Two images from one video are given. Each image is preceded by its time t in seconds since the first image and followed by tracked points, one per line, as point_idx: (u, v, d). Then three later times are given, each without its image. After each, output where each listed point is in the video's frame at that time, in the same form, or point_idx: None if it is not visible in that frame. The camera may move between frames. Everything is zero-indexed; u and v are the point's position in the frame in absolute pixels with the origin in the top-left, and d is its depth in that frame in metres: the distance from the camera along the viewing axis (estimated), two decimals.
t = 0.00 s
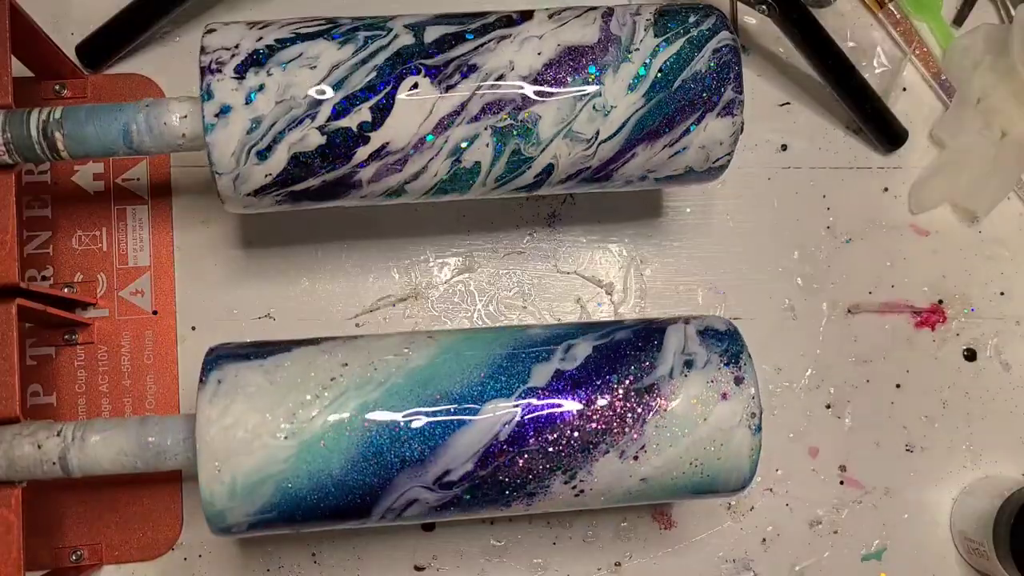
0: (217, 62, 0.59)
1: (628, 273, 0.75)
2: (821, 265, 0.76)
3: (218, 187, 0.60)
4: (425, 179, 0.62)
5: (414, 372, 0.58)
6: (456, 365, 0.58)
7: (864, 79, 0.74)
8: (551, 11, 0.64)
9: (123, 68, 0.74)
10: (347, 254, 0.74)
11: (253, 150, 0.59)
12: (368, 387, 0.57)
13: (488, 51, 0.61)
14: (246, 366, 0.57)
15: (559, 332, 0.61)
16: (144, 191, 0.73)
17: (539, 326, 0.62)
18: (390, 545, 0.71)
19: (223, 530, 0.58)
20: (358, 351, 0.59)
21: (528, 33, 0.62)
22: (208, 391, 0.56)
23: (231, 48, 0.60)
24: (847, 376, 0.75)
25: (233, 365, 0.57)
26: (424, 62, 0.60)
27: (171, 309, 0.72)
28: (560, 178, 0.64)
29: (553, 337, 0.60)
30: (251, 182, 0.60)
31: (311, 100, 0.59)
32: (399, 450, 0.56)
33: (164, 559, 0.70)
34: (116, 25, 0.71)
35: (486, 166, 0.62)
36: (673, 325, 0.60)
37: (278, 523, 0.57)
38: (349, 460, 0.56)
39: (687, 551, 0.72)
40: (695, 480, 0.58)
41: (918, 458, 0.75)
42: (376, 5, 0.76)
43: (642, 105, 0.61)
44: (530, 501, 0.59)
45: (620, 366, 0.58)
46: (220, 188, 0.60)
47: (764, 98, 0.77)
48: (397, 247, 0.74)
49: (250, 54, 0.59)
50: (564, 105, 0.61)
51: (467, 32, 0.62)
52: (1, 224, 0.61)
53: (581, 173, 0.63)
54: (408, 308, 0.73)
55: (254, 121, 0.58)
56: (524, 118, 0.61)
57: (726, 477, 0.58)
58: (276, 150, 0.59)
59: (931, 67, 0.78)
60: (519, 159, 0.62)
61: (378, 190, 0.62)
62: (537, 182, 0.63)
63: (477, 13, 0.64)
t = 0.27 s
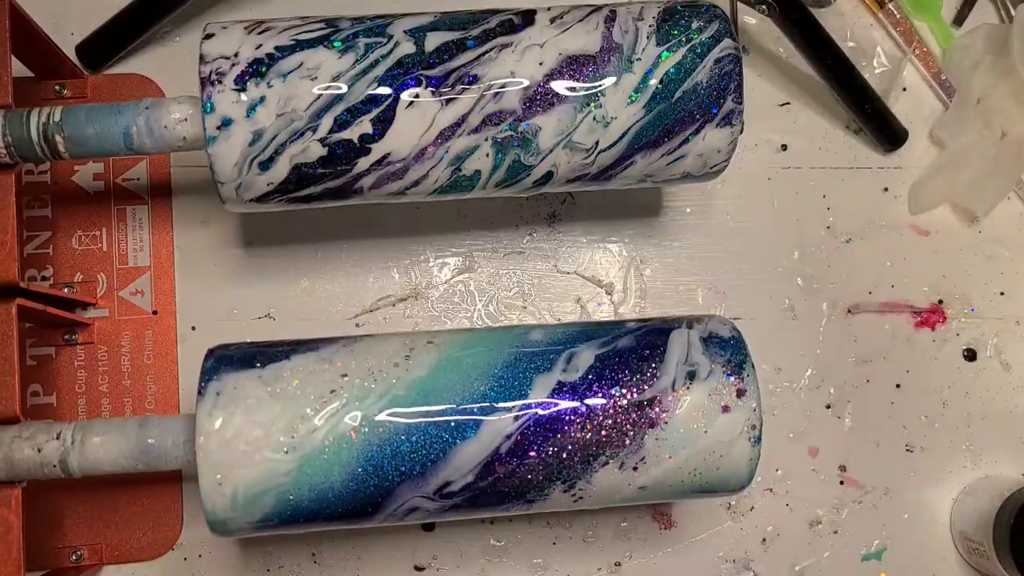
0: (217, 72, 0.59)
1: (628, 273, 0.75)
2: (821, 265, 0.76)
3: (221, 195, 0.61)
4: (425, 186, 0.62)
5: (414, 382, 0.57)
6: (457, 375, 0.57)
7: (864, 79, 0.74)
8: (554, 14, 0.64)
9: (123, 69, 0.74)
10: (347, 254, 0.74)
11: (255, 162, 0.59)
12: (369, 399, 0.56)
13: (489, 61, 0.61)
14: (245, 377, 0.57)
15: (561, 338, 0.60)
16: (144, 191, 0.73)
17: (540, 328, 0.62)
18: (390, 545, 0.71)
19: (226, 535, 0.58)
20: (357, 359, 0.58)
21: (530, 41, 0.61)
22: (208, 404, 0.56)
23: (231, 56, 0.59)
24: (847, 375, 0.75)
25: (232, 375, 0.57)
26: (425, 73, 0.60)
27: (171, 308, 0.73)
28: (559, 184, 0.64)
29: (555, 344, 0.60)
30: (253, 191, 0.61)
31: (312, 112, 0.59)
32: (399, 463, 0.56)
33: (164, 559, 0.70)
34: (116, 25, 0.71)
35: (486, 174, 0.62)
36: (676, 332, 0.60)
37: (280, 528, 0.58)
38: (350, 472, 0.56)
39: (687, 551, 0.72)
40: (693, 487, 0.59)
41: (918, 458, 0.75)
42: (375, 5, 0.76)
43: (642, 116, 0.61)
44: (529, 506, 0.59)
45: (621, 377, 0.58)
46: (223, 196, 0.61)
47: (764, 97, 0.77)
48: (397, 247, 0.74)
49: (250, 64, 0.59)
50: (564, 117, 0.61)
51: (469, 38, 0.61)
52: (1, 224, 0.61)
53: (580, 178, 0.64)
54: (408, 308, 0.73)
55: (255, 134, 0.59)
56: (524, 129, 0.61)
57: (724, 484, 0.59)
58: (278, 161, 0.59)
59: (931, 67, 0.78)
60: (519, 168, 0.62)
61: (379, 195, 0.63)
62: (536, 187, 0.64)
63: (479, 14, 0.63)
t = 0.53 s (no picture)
0: (217, 84, 0.58)
1: (628, 273, 0.75)
2: (821, 265, 0.76)
3: (224, 200, 0.62)
4: (425, 189, 0.63)
5: (415, 395, 0.57)
6: (458, 386, 0.57)
7: (865, 79, 0.74)
8: (556, 17, 0.63)
9: (123, 68, 0.74)
10: (347, 255, 0.74)
11: (257, 172, 0.59)
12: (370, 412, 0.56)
13: (490, 72, 0.60)
14: (244, 389, 0.56)
15: (564, 345, 0.59)
16: (144, 191, 0.73)
17: (542, 331, 0.61)
18: (389, 545, 0.71)
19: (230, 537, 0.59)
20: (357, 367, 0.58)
21: (532, 50, 0.61)
22: (207, 418, 0.55)
23: (231, 67, 0.59)
24: (847, 375, 0.75)
25: (231, 388, 0.56)
26: (426, 85, 0.60)
27: (171, 308, 0.72)
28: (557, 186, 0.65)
29: (558, 352, 0.59)
30: (256, 198, 0.61)
31: (313, 125, 0.59)
32: (400, 475, 0.56)
33: (164, 559, 0.70)
34: (116, 25, 0.71)
35: (486, 181, 0.63)
36: (679, 338, 0.59)
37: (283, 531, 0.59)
38: (350, 483, 0.56)
39: (687, 551, 0.72)
40: (689, 491, 0.60)
41: (918, 458, 0.75)
42: (376, 5, 0.76)
43: (642, 127, 0.61)
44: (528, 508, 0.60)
45: (622, 390, 0.57)
46: (226, 201, 0.62)
47: (764, 98, 0.78)
48: (398, 247, 0.74)
49: (249, 75, 0.59)
50: (564, 128, 0.61)
51: (470, 47, 0.61)
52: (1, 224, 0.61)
53: (578, 181, 0.65)
54: (408, 308, 0.73)
55: (257, 146, 0.59)
56: (524, 140, 0.61)
57: (720, 488, 0.60)
58: (279, 171, 0.60)
59: (931, 67, 0.78)
60: (518, 175, 0.62)
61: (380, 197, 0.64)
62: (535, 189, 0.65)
63: (480, 17, 0.62)
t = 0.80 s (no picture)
0: (218, 96, 0.58)
1: (628, 273, 0.75)
2: (821, 265, 0.76)
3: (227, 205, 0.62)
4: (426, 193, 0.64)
5: (416, 408, 0.56)
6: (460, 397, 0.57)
7: (864, 79, 0.74)
8: (558, 23, 0.62)
9: (123, 68, 0.74)
10: (348, 255, 0.74)
11: (259, 182, 0.60)
12: (372, 426, 0.56)
13: (491, 85, 0.60)
14: (244, 403, 0.56)
15: (565, 353, 0.59)
16: (144, 191, 0.73)
17: (544, 336, 0.60)
18: (389, 545, 0.71)
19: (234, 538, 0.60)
20: (358, 376, 0.57)
21: (533, 60, 0.60)
22: (207, 432, 0.55)
23: (231, 78, 0.58)
24: (847, 375, 0.75)
25: (230, 401, 0.56)
26: (427, 98, 0.60)
27: (171, 308, 0.72)
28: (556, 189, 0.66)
29: (560, 361, 0.58)
30: (258, 203, 0.62)
31: (315, 137, 0.59)
32: (400, 486, 0.57)
33: (164, 559, 0.70)
34: (116, 25, 0.71)
35: (486, 187, 0.63)
36: (682, 347, 0.59)
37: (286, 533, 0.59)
38: (352, 493, 0.56)
39: (687, 550, 0.72)
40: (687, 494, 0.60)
41: (918, 458, 0.75)
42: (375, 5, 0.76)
43: (642, 137, 0.62)
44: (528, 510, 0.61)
45: (624, 402, 0.57)
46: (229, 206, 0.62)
47: (764, 97, 0.77)
48: (398, 247, 0.74)
49: (250, 87, 0.58)
50: (564, 138, 0.61)
51: (471, 56, 0.60)
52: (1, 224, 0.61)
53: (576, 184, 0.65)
54: (408, 308, 0.73)
55: (259, 158, 0.59)
56: (524, 151, 0.61)
57: (717, 492, 0.60)
58: (281, 181, 0.60)
59: (931, 67, 0.78)
60: (518, 182, 0.63)
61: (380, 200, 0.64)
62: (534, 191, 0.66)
63: (481, 22, 0.62)
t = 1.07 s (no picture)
0: (219, 109, 0.58)
1: (628, 273, 0.75)
2: (820, 265, 0.76)
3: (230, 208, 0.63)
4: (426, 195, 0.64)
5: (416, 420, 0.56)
6: (461, 408, 0.56)
7: (864, 79, 0.74)
8: (560, 30, 0.61)
9: (123, 68, 0.74)
10: (348, 255, 0.74)
11: (261, 190, 0.61)
12: (373, 439, 0.56)
13: (492, 97, 0.60)
14: (244, 417, 0.55)
15: (566, 363, 0.58)
16: (144, 191, 0.73)
17: (546, 343, 0.59)
18: (389, 545, 0.71)
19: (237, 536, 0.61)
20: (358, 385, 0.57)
21: (534, 71, 0.60)
22: (208, 447, 0.55)
23: (231, 90, 0.58)
24: (847, 375, 0.75)
25: (229, 414, 0.55)
26: (428, 109, 0.60)
27: (171, 308, 0.72)
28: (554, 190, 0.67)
29: (562, 371, 0.58)
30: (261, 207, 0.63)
31: (317, 149, 0.59)
32: (402, 495, 0.57)
33: (164, 560, 0.70)
34: (116, 25, 0.71)
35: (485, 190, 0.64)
36: (686, 357, 0.58)
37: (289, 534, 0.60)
38: (353, 501, 0.57)
39: (687, 550, 0.72)
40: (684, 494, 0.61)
41: (918, 458, 0.75)
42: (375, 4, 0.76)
43: (641, 146, 0.62)
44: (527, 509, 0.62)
45: (625, 414, 0.57)
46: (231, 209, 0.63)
47: (764, 97, 0.78)
48: (398, 247, 0.74)
49: (251, 99, 0.58)
50: (564, 148, 0.61)
51: (472, 68, 0.60)
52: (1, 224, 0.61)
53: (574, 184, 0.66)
54: (408, 308, 0.73)
55: (261, 169, 0.59)
56: (524, 160, 0.62)
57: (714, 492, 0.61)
58: (284, 189, 0.61)
59: (931, 67, 0.78)
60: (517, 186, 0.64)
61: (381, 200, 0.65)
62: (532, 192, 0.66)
63: (482, 30, 0.61)
